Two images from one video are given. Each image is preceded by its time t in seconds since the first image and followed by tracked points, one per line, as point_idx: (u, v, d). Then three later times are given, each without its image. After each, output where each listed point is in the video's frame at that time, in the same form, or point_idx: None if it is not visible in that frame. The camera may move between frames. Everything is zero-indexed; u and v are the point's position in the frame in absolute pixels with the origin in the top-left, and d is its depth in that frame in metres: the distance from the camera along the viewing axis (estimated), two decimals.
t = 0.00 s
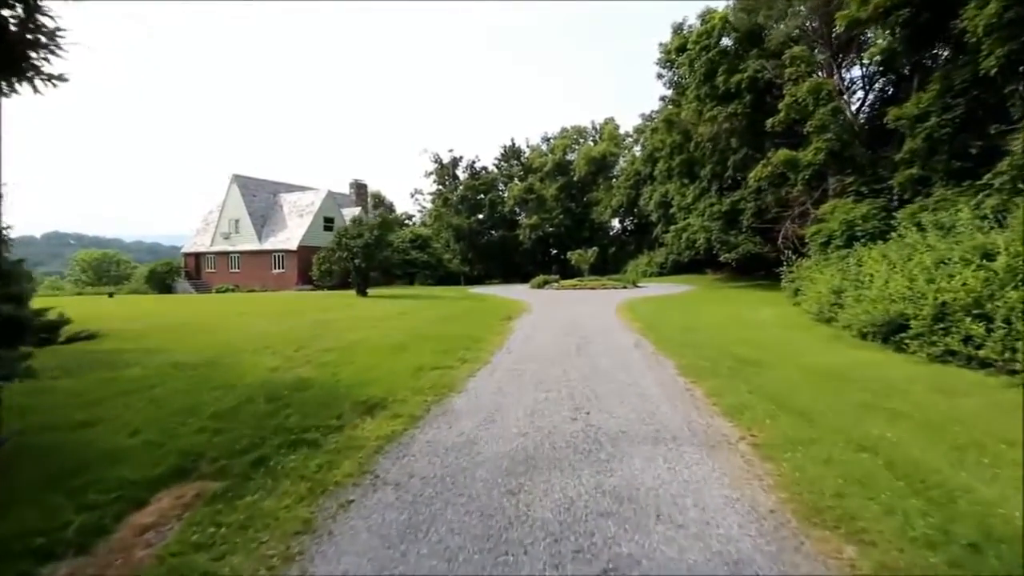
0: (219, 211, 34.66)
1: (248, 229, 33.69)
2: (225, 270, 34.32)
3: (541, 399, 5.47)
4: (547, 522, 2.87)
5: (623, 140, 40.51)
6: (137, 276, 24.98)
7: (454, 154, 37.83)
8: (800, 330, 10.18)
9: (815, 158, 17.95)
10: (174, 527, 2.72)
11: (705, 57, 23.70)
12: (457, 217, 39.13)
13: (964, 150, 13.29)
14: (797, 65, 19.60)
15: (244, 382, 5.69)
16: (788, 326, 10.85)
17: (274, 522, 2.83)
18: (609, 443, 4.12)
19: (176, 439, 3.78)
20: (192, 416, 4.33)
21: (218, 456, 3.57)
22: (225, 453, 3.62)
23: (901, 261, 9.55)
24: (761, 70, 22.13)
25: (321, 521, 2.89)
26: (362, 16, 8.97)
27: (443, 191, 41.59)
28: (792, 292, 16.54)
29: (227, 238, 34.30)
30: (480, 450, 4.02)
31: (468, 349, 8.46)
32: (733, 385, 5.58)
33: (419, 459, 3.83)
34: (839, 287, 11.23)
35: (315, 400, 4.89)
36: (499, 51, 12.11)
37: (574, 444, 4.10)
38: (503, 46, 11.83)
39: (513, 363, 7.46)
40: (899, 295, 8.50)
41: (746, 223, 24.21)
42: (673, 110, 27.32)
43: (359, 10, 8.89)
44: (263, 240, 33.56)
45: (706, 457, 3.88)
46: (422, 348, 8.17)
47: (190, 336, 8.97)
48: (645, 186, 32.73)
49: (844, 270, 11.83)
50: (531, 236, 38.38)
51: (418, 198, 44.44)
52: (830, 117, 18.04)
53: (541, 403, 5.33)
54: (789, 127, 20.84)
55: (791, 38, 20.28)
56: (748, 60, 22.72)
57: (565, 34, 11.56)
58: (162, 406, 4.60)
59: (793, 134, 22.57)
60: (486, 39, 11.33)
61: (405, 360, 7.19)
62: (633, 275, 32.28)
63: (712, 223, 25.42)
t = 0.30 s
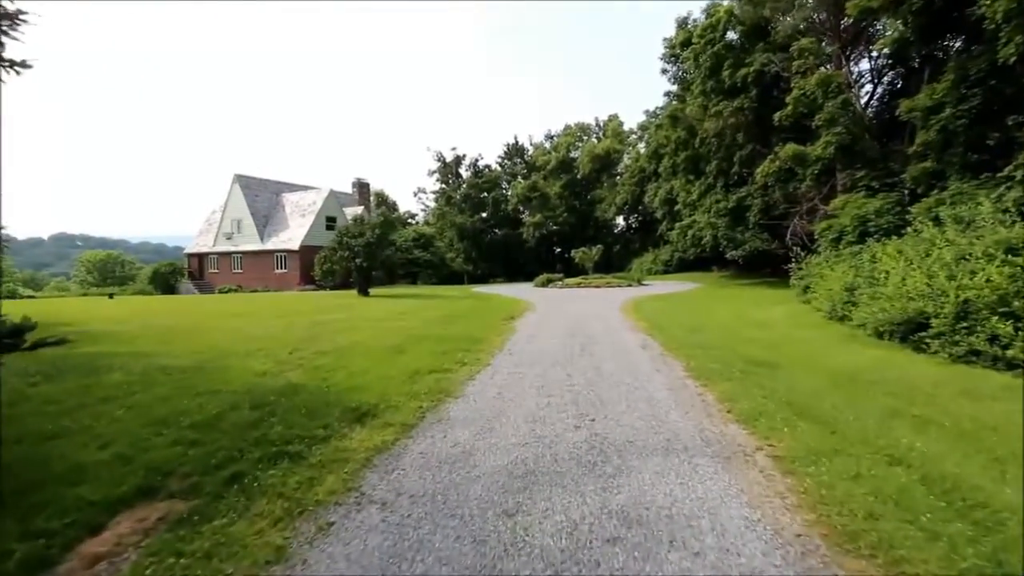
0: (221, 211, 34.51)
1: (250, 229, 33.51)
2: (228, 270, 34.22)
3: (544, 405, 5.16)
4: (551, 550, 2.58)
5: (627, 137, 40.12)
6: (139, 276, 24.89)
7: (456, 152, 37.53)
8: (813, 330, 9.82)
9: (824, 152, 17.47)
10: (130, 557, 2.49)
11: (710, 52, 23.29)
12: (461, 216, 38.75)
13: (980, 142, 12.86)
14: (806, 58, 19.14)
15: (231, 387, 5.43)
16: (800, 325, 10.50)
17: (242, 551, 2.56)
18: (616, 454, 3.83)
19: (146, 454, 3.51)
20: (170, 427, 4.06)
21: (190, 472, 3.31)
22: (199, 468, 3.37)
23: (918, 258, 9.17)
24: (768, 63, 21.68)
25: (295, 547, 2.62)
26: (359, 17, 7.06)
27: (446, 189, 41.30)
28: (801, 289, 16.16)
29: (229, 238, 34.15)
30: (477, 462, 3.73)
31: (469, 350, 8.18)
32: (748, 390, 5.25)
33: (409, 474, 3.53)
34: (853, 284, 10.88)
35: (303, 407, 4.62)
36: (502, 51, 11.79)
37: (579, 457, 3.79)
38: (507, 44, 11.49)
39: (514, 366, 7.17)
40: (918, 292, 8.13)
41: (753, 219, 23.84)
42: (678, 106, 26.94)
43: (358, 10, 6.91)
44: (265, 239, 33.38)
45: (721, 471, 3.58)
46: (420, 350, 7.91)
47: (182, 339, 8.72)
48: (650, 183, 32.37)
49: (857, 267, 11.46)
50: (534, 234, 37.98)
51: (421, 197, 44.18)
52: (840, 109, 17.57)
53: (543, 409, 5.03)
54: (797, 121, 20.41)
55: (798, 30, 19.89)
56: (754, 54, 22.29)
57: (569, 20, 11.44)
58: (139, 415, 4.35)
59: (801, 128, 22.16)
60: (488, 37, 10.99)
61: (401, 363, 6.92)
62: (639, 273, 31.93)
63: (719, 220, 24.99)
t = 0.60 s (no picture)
0: (224, 209, 34.36)
1: (252, 228, 33.33)
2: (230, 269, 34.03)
3: (546, 412, 4.86)
4: None
5: (631, 134, 39.74)
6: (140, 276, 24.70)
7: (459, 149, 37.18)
8: (824, 329, 9.51)
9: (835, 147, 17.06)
10: None
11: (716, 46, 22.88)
12: (464, 214, 38.38)
13: (998, 135, 12.45)
14: (814, 51, 18.67)
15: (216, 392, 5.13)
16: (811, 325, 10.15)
17: None
18: (625, 468, 3.52)
19: (111, 470, 3.21)
20: (145, 437, 3.76)
21: (157, 490, 3.01)
22: (168, 484, 3.07)
23: (937, 254, 8.81)
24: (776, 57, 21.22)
25: None
26: (360, 17, 6.33)
27: (448, 187, 40.98)
28: (811, 287, 15.78)
29: (232, 237, 33.98)
30: (474, 477, 3.43)
31: (469, 351, 7.89)
32: (762, 391, 4.97)
33: (398, 491, 3.24)
34: (869, 283, 10.51)
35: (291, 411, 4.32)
36: (504, 51, 11.38)
37: (584, 471, 3.48)
38: (509, 46, 11.13)
39: (516, 368, 6.85)
40: (938, 290, 7.78)
41: (760, 216, 23.45)
42: (683, 101, 26.54)
43: (359, 11, 6.19)
44: (267, 238, 33.20)
45: (739, 489, 3.27)
46: (418, 351, 7.62)
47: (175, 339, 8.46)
48: (655, 180, 32.01)
49: (872, 265, 11.09)
50: (538, 232, 37.63)
51: (424, 195, 43.90)
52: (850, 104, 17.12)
53: (545, 416, 4.72)
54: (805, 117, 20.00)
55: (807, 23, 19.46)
56: (761, 48, 21.86)
57: (568, 20, 10.81)
58: (114, 424, 4.06)
59: (810, 124, 21.74)
60: (488, 38, 10.63)
61: (398, 365, 6.63)
62: (643, 272, 31.58)
63: (725, 217, 24.59)
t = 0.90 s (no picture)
0: (226, 207, 34.18)
1: (254, 226, 33.13)
2: (232, 267, 33.78)
3: (547, 420, 4.55)
4: None
5: (635, 131, 39.35)
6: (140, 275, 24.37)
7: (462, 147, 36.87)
8: (836, 330, 9.18)
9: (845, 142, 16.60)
10: None
11: (721, 41, 22.46)
12: (466, 212, 38.10)
13: (1016, 129, 12.05)
14: (824, 45, 18.16)
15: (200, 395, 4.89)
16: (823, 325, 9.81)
17: None
18: (633, 487, 3.22)
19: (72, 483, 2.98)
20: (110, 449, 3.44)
21: (117, 509, 2.77)
22: (132, 505, 2.82)
23: (956, 252, 8.45)
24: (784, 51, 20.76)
25: None
26: (360, 19, 5.18)
27: (451, 185, 40.70)
28: (820, 287, 15.42)
29: (233, 235, 33.78)
30: (468, 495, 3.13)
31: (468, 352, 7.61)
32: (778, 396, 4.67)
33: (383, 512, 2.94)
34: (883, 283, 10.14)
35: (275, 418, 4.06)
36: (504, 51, 11.05)
37: (588, 490, 3.18)
38: (509, 45, 10.81)
39: (516, 371, 6.56)
40: (959, 289, 7.41)
41: (767, 214, 23.08)
42: (688, 98, 26.16)
43: (361, 10, 5.06)
44: (269, 236, 33.00)
45: (760, 512, 2.96)
46: (416, 353, 7.35)
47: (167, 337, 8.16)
48: (660, 178, 31.71)
49: (885, 264, 10.75)
50: (541, 231, 37.41)
51: (427, 194, 43.63)
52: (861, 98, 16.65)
53: (547, 425, 4.41)
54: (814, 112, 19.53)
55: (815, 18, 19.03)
56: (768, 43, 21.40)
57: (568, 19, 10.67)
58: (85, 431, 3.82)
59: (818, 119, 21.34)
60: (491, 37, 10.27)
61: (393, 368, 6.36)
62: (648, 270, 31.26)
63: (730, 215, 24.22)
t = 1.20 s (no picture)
0: (227, 206, 33.94)
1: (256, 225, 32.91)
2: (233, 266, 33.57)
3: (546, 428, 4.25)
4: None
5: (639, 128, 38.96)
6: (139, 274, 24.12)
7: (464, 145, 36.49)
8: (848, 329, 8.84)
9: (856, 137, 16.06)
10: None
11: (727, 36, 22.04)
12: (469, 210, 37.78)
13: None
14: (832, 38, 17.53)
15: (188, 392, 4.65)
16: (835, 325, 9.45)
17: None
18: (640, 506, 2.92)
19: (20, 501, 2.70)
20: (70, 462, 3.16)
21: (65, 532, 2.49)
22: (83, 528, 2.54)
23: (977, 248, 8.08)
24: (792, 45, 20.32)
25: None
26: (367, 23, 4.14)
27: (454, 183, 40.38)
28: (829, 285, 15.02)
29: (235, 234, 33.57)
30: (457, 517, 2.83)
31: (466, 354, 7.31)
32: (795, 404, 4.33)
33: (362, 536, 2.66)
34: (898, 281, 9.71)
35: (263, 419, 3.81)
36: (506, 52, 10.72)
37: (589, 510, 2.89)
38: (509, 46, 10.39)
39: (515, 374, 6.26)
40: (981, 287, 7.05)
41: (773, 211, 22.69)
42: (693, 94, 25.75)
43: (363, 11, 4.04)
44: (271, 235, 32.78)
45: (782, 536, 2.66)
46: (412, 354, 7.05)
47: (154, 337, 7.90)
48: (664, 175, 31.38)
49: (899, 262, 10.34)
50: (544, 229, 37.19)
51: (429, 192, 43.33)
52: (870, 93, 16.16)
53: (546, 434, 4.11)
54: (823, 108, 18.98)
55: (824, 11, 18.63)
56: (775, 36, 20.95)
57: (568, 20, 10.63)
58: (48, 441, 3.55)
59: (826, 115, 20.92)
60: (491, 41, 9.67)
61: (387, 370, 6.08)
62: (652, 269, 30.88)
63: (737, 212, 23.77)
